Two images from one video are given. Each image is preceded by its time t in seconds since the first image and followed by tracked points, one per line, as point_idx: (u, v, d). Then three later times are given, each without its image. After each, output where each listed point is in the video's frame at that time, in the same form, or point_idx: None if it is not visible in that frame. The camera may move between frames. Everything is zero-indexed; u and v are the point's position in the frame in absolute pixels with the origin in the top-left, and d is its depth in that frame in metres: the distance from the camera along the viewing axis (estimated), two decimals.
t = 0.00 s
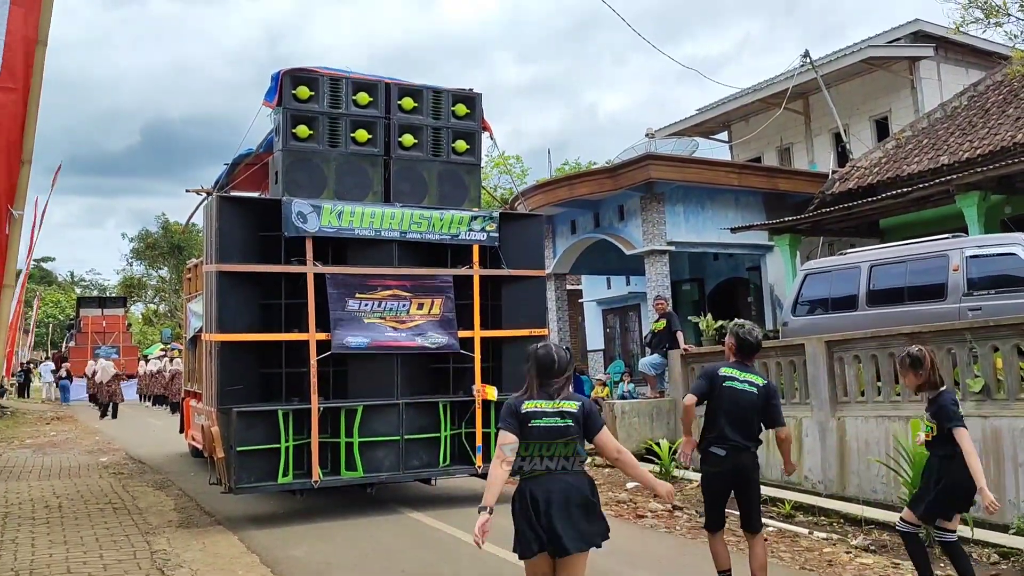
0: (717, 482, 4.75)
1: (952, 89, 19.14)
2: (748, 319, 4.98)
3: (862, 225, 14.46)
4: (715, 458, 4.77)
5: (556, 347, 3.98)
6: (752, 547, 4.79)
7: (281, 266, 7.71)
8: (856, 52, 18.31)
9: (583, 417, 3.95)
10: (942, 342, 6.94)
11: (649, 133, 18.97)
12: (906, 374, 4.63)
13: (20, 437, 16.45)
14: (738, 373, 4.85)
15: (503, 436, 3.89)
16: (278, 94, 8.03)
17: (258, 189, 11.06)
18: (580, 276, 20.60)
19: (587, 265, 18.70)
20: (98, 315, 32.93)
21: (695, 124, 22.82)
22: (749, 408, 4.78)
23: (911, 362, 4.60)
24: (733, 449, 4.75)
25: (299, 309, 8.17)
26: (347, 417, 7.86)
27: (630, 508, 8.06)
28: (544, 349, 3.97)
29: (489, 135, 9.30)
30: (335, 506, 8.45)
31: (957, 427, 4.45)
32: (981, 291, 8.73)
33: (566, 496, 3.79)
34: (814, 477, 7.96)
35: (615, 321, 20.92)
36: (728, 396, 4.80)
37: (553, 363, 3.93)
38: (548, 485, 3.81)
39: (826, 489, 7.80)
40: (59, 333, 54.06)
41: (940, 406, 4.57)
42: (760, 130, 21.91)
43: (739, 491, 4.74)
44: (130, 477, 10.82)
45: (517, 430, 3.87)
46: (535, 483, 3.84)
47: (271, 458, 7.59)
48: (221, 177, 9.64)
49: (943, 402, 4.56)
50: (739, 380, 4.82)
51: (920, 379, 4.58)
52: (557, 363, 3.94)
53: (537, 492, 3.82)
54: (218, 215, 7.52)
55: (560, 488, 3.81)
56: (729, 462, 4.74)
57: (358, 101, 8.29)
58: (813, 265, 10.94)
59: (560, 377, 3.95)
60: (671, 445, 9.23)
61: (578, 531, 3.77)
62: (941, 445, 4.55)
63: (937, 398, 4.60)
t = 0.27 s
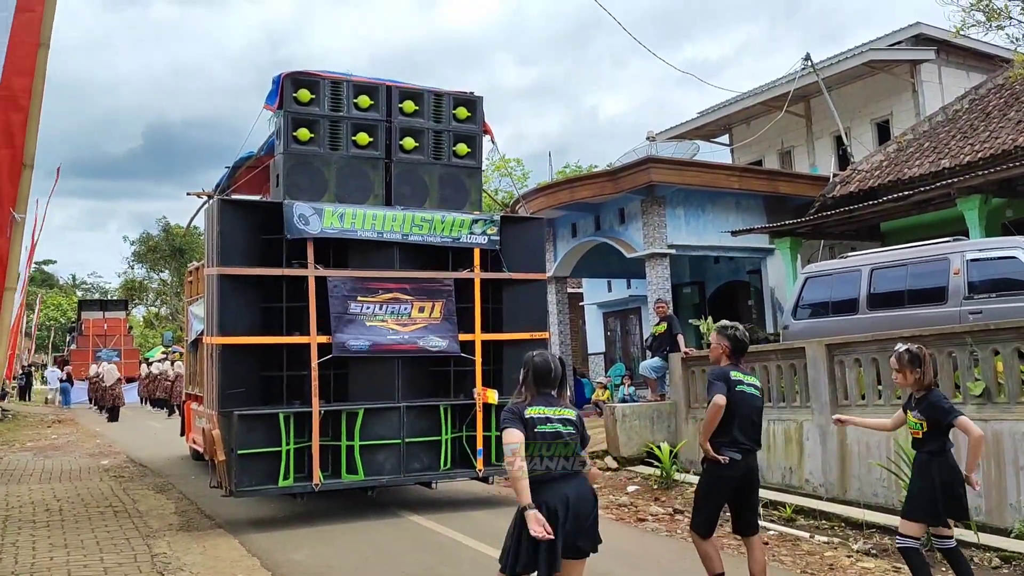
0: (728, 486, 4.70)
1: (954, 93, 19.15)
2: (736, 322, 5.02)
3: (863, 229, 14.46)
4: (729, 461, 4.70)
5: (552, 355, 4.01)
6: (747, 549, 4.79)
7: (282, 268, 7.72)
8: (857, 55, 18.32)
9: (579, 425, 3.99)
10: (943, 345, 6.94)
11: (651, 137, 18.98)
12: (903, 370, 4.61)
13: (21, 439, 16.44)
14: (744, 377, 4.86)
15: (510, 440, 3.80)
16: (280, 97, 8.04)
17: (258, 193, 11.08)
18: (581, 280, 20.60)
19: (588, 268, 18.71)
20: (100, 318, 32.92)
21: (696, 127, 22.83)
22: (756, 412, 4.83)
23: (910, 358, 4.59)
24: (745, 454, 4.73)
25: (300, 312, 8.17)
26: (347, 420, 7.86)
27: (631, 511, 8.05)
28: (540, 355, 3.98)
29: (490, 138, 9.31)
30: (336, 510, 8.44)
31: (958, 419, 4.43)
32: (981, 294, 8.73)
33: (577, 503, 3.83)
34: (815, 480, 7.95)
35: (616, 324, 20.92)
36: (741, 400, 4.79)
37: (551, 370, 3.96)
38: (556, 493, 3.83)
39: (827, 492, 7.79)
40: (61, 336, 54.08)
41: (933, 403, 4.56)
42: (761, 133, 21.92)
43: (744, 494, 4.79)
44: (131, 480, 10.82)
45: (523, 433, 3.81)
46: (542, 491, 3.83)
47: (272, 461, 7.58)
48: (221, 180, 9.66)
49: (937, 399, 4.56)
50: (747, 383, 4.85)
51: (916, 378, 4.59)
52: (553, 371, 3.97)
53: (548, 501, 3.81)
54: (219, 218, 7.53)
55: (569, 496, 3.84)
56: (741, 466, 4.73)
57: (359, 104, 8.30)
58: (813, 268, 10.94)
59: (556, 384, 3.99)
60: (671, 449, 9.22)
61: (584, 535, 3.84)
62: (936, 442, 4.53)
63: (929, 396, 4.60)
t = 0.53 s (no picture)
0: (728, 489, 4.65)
1: (955, 94, 19.15)
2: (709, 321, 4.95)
3: (864, 231, 14.47)
4: (731, 464, 4.64)
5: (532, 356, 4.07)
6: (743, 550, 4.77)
7: (283, 271, 7.74)
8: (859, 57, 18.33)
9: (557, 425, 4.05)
10: (943, 347, 6.94)
11: (652, 138, 18.99)
12: (889, 373, 4.61)
13: (23, 442, 16.48)
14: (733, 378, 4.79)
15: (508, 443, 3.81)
16: (279, 99, 8.06)
17: (259, 195, 11.11)
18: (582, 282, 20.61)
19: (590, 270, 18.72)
20: (101, 320, 32.99)
21: (697, 129, 22.85)
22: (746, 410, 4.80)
23: (898, 361, 4.59)
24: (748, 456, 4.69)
25: (300, 314, 8.18)
26: (348, 422, 7.87)
27: (631, 513, 8.06)
28: (522, 355, 4.01)
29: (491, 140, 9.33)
30: (337, 512, 8.46)
31: (938, 424, 4.45)
32: (982, 297, 8.74)
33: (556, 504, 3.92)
34: (815, 483, 7.95)
35: (617, 326, 20.93)
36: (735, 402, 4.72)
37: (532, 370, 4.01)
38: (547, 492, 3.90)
39: (827, 494, 7.80)
40: (62, 337, 54.20)
41: (914, 406, 4.59)
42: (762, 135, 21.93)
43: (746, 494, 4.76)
44: (133, 482, 10.84)
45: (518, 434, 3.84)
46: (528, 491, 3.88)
47: (272, 462, 7.60)
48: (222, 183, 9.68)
49: (918, 403, 4.59)
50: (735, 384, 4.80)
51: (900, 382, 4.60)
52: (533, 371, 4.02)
53: (540, 502, 3.88)
54: (220, 220, 7.55)
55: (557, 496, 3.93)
56: (741, 467, 4.70)
57: (359, 106, 8.33)
58: (814, 270, 10.95)
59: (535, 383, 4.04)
60: (671, 451, 9.23)
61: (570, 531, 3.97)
62: (916, 446, 4.58)
63: (910, 400, 4.63)
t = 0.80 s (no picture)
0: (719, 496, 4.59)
1: (953, 97, 19.14)
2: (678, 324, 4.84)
3: (863, 233, 14.44)
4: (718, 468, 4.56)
5: (499, 358, 3.99)
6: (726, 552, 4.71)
7: (281, 272, 7.68)
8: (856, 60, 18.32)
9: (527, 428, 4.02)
10: (946, 350, 6.91)
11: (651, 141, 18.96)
12: (878, 369, 4.60)
13: (19, 444, 16.38)
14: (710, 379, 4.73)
15: (493, 452, 3.71)
16: (280, 101, 8.01)
17: (260, 198, 11.06)
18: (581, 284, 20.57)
19: (589, 272, 18.66)
20: (97, 322, 32.88)
21: (695, 132, 22.84)
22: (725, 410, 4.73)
23: (887, 359, 4.59)
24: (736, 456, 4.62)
25: (299, 316, 8.13)
26: (346, 425, 7.82)
27: (631, 516, 8.01)
28: (491, 357, 3.96)
29: (490, 143, 9.29)
30: (336, 515, 8.39)
31: (922, 425, 4.43)
32: (984, 299, 8.69)
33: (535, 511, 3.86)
34: (816, 485, 7.90)
35: (616, 328, 20.88)
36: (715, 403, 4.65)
37: (500, 374, 3.94)
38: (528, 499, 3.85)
39: (828, 497, 7.74)
40: (58, 339, 54.12)
41: (899, 406, 4.57)
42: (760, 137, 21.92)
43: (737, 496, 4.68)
44: (129, 484, 10.77)
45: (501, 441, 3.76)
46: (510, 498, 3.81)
47: (271, 466, 7.54)
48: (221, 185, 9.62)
49: (903, 403, 4.56)
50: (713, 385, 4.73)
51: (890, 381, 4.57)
52: (502, 374, 3.95)
53: (523, 510, 3.81)
54: (219, 221, 7.49)
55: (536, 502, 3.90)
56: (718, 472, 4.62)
57: (359, 109, 8.28)
58: (816, 272, 10.92)
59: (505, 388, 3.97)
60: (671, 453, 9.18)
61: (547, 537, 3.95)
62: (898, 447, 4.54)
63: (896, 399, 4.60)
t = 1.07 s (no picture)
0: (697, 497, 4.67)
1: (953, 98, 19.18)
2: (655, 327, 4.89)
3: (862, 234, 14.50)
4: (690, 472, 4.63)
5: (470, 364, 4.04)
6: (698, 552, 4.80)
7: (281, 275, 7.75)
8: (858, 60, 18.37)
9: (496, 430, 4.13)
10: (939, 350, 6.96)
11: (650, 142, 19.01)
12: (863, 377, 4.60)
13: (20, 445, 16.46)
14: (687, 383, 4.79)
15: (480, 462, 3.75)
16: (277, 102, 8.09)
17: (259, 199, 11.14)
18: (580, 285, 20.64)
19: (588, 273, 18.72)
20: (100, 324, 32.96)
21: (696, 132, 22.89)
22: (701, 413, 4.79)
23: (874, 366, 4.59)
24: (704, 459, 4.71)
25: (299, 317, 8.20)
26: (346, 426, 7.89)
27: (629, 517, 8.07)
28: (465, 363, 4.00)
29: (489, 144, 9.36)
30: (335, 515, 8.46)
31: (912, 436, 4.47)
32: (979, 300, 8.73)
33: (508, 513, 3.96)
34: (813, 486, 7.95)
35: (616, 329, 20.94)
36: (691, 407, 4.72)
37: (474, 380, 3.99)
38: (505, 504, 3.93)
39: (825, 498, 7.80)
40: (60, 340, 54.24)
41: (884, 414, 4.61)
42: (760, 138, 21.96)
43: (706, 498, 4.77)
44: (131, 486, 10.83)
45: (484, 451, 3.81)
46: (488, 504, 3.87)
47: (271, 467, 7.61)
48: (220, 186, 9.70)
49: (892, 411, 4.59)
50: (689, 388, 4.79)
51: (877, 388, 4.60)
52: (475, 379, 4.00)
53: (501, 515, 3.89)
54: (220, 225, 7.56)
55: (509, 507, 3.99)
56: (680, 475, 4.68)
57: (357, 109, 8.36)
58: (811, 273, 10.97)
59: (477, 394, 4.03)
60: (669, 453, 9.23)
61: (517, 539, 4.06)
62: (886, 454, 4.55)
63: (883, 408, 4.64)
